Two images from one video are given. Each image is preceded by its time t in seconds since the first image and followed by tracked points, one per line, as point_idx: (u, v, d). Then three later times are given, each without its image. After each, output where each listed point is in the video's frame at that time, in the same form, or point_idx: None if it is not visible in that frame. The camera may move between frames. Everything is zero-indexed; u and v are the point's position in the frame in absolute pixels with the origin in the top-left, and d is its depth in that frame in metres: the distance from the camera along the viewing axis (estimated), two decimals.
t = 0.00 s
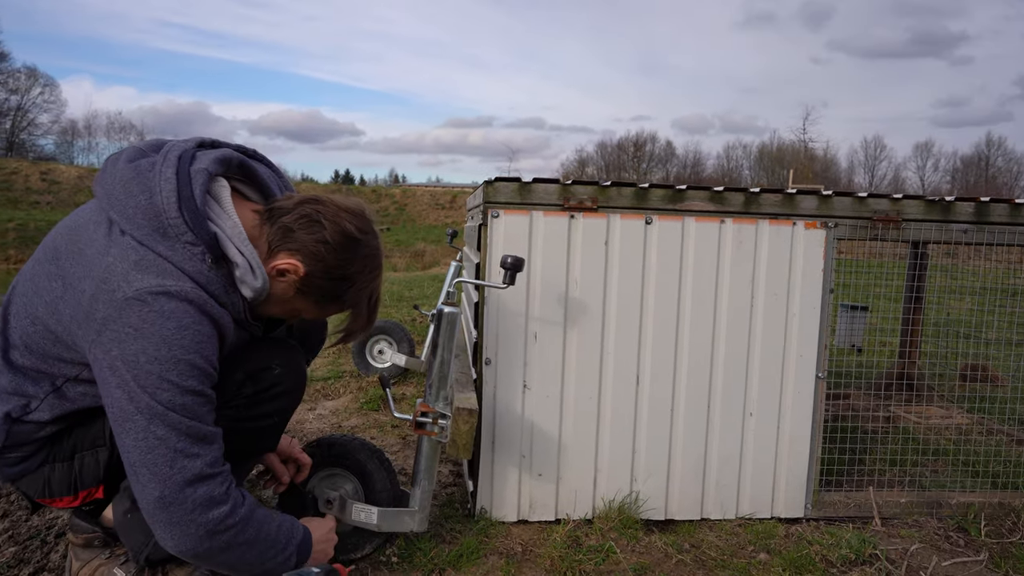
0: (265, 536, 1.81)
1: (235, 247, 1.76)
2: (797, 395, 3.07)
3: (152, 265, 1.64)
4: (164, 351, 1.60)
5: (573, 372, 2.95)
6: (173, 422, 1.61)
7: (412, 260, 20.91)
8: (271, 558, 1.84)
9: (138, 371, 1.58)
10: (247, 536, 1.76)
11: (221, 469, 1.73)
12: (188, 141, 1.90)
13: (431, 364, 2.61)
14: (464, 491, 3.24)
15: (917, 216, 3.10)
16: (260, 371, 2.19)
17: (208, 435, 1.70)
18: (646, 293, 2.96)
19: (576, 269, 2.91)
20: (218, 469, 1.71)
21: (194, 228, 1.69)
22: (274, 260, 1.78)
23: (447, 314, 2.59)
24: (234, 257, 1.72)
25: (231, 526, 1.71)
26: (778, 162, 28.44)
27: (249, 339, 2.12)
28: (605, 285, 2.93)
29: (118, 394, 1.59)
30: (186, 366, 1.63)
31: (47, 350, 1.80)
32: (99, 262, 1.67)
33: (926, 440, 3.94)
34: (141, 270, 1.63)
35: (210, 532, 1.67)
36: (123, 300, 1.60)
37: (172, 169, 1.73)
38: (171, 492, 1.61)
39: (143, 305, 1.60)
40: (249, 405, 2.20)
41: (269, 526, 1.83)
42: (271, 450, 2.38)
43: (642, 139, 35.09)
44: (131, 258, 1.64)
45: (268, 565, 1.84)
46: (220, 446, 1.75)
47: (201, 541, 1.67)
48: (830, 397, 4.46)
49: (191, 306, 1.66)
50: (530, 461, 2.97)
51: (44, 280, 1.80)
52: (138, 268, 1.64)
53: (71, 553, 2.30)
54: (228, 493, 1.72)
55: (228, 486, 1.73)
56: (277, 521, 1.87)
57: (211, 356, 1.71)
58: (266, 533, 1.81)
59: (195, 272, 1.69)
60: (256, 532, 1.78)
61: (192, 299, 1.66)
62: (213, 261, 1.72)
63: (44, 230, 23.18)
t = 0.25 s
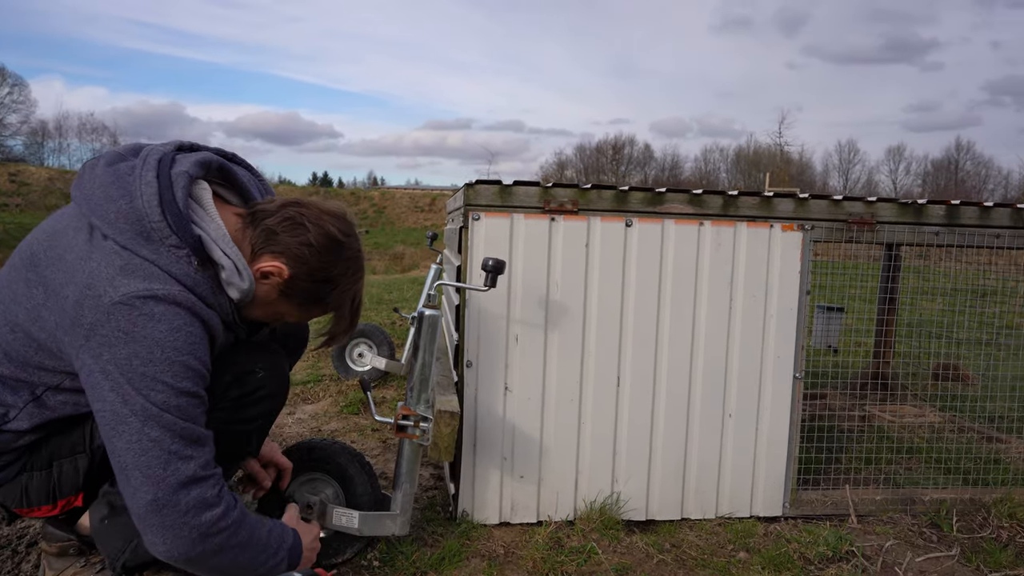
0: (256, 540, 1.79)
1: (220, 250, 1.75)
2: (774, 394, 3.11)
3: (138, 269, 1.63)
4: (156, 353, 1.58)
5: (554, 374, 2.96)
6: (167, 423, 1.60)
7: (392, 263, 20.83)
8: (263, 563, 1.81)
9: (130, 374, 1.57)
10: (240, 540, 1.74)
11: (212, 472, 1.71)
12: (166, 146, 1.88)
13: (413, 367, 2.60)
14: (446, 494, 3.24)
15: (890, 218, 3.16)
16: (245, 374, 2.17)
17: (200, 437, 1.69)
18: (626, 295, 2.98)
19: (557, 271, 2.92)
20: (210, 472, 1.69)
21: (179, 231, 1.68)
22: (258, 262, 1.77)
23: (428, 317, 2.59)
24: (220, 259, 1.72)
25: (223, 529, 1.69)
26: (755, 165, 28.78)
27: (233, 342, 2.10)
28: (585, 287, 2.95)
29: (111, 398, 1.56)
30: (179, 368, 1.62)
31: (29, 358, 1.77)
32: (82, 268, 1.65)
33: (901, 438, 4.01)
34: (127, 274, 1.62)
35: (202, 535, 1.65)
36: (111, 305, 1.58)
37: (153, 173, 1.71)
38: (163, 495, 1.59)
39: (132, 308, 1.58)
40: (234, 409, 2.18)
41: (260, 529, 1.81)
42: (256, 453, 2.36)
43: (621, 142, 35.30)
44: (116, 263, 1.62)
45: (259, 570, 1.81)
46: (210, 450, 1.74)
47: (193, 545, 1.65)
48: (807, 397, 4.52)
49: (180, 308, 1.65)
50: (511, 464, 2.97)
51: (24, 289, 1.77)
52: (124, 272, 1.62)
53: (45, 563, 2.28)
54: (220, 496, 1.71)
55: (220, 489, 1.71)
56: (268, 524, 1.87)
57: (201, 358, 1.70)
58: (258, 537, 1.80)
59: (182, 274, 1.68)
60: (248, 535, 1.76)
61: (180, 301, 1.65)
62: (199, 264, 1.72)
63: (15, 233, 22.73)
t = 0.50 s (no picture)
0: (232, 549, 1.78)
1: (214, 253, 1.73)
2: (756, 391, 3.14)
3: (130, 270, 1.60)
4: (144, 356, 1.56)
5: (538, 372, 2.96)
6: (151, 428, 1.57)
7: (373, 263, 20.72)
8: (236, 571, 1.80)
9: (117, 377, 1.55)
10: (215, 545, 1.72)
11: (191, 479, 1.69)
12: (162, 145, 1.85)
13: (397, 366, 2.58)
14: (430, 494, 3.23)
15: (869, 217, 3.21)
16: (234, 379, 2.17)
17: (182, 443, 1.67)
18: (610, 293, 3.00)
19: (541, 270, 2.93)
20: (188, 479, 1.67)
21: (173, 233, 1.66)
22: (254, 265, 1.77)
23: (412, 316, 2.57)
24: (213, 263, 1.70)
25: (198, 538, 1.68)
26: (734, 166, 29.04)
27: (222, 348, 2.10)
28: (569, 285, 2.95)
29: (94, 400, 1.54)
30: (166, 372, 1.60)
31: (10, 357, 1.75)
32: (72, 266, 1.62)
33: (879, 433, 4.07)
34: (119, 275, 1.59)
35: (176, 545, 1.63)
36: (101, 305, 1.55)
37: (149, 173, 1.69)
38: (140, 503, 1.57)
39: (122, 310, 1.56)
40: (223, 413, 2.16)
41: (237, 537, 1.79)
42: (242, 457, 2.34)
43: (602, 143, 35.45)
44: (108, 262, 1.60)
45: None
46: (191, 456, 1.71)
47: (167, 555, 1.63)
48: (787, 394, 4.57)
49: (171, 311, 1.63)
50: (495, 462, 2.97)
51: (8, 285, 1.74)
52: (115, 272, 1.59)
53: (20, 567, 2.23)
54: (197, 505, 1.68)
55: (197, 497, 1.69)
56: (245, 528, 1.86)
57: (190, 362, 1.68)
58: (234, 545, 1.78)
59: (174, 277, 1.66)
60: (223, 544, 1.74)
61: (172, 304, 1.63)
62: (193, 266, 1.70)
63: None
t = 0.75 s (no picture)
0: (201, 554, 1.75)
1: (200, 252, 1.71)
2: (735, 386, 3.17)
3: (114, 268, 1.58)
4: (124, 357, 1.54)
5: (519, 369, 2.96)
6: (127, 430, 1.55)
7: (352, 263, 20.59)
8: None
9: (93, 378, 1.52)
10: (183, 547, 1.70)
11: (162, 482, 1.66)
12: (148, 141, 1.82)
13: (376, 363, 2.57)
14: (411, 492, 3.22)
15: (844, 214, 3.25)
16: (214, 379, 2.13)
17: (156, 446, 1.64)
18: (590, 290, 3.01)
19: (521, 266, 2.93)
20: (159, 483, 1.65)
21: (158, 232, 1.63)
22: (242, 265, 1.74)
23: (392, 313, 2.55)
24: (198, 262, 1.68)
25: (166, 543, 1.65)
26: (711, 165, 29.30)
27: (202, 348, 2.07)
28: (550, 282, 2.96)
29: (69, 400, 1.51)
30: (146, 373, 1.58)
31: None
32: (52, 263, 1.59)
33: (854, 427, 4.14)
34: (102, 273, 1.57)
35: (143, 551, 1.61)
36: (82, 304, 1.53)
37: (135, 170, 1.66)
38: (108, 507, 1.54)
39: (103, 308, 1.53)
40: (205, 414, 2.14)
41: (207, 542, 1.77)
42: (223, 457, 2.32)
43: (581, 143, 35.56)
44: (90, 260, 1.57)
45: None
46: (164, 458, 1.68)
47: (134, 560, 1.60)
48: (764, 390, 4.63)
49: (154, 311, 1.60)
50: (476, 459, 2.97)
51: None
52: (97, 270, 1.57)
53: None
54: (167, 509, 1.66)
55: (167, 502, 1.67)
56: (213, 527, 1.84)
57: (172, 363, 1.66)
58: (203, 551, 1.76)
59: (158, 276, 1.63)
60: (191, 550, 1.72)
61: (155, 303, 1.61)
62: (178, 265, 1.67)
63: None
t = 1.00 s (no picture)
0: (172, 557, 1.73)
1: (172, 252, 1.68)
2: (707, 384, 3.21)
3: (83, 268, 1.55)
4: (94, 358, 1.51)
5: (494, 367, 2.97)
6: (98, 433, 1.52)
7: (325, 262, 20.40)
8: None
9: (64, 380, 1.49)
10: (157, 548, 1.68)
11: (134, 485, 1.64)
12: (119, 139, 1.79)
13: (350, 362, 2.55)
14: (385, 492, 3.20)
15: (813, 213, 3.31)
16: (185, 381, 2.10)
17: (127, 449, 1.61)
18: (564, 289, 3.02)
19: (496, 265, 2.93)
20: (130, 486, 1.62)
21: (129, 231, 1.60)
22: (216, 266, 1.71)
23: (366, 311, 2.54)
24: (171, 262, 1.65)
25: (137, 547, 1.63)
26: (684, 165, 29.58)
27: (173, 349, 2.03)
28: (524, 281, 2.97)
29: (37, 403, 1.48)
30: (118, 374, 1.55)
31: None
32: (19, 263, 1.56)
33: (823, 422, 4.21)
34: (71, 273, 1.54)
35: (113, 555, 1.58)
36: (49, 305, 1.50)
37: (104, 168, 1.62)
38: (78, 510, 1.51)
39: (72, 309, 1.50)
40: (176, 416, 2.10)
41: (177, 545, 1.75)
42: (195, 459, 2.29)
43: (555, 142, 35.67)
44: (58, 259, 1.54)
45: None
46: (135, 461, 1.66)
47: (104, 564, 1.58)
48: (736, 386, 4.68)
49: (124, 311, 1.57)
50: (451, 458, 2.97)
51: None
52: (65, 270, 1.54)
53: None
54: (138, 512, 1.63)
55: (138, 505, 1.64)
56: (182, 529, 1.83)
57: (144, 364, 1.63)
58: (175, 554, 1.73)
59: (129, 276, 1.60)
60: (162, 553, 1.70)
61: (126, 304, 1.58)
62: (149, 265, 1.64)
63: None
